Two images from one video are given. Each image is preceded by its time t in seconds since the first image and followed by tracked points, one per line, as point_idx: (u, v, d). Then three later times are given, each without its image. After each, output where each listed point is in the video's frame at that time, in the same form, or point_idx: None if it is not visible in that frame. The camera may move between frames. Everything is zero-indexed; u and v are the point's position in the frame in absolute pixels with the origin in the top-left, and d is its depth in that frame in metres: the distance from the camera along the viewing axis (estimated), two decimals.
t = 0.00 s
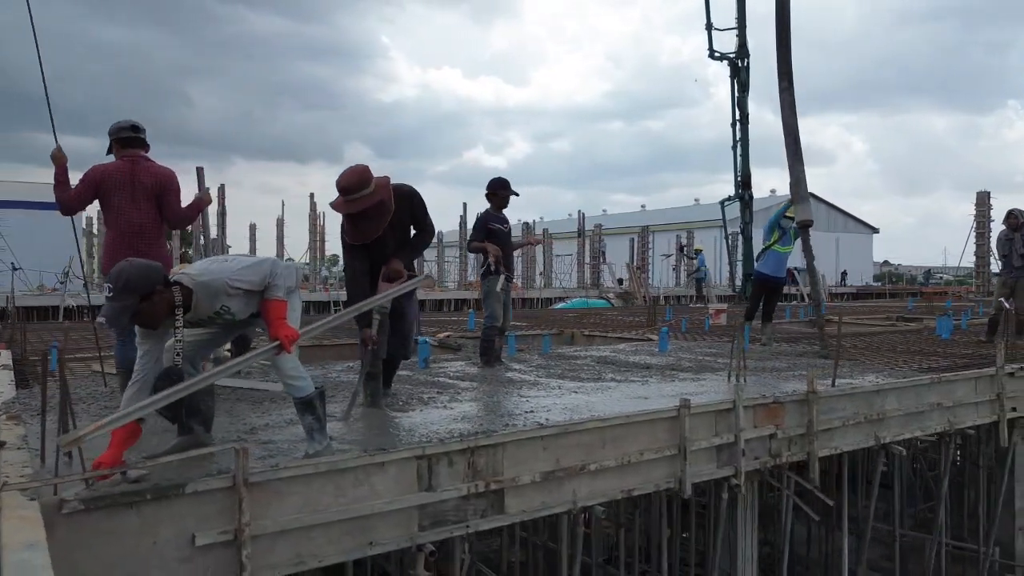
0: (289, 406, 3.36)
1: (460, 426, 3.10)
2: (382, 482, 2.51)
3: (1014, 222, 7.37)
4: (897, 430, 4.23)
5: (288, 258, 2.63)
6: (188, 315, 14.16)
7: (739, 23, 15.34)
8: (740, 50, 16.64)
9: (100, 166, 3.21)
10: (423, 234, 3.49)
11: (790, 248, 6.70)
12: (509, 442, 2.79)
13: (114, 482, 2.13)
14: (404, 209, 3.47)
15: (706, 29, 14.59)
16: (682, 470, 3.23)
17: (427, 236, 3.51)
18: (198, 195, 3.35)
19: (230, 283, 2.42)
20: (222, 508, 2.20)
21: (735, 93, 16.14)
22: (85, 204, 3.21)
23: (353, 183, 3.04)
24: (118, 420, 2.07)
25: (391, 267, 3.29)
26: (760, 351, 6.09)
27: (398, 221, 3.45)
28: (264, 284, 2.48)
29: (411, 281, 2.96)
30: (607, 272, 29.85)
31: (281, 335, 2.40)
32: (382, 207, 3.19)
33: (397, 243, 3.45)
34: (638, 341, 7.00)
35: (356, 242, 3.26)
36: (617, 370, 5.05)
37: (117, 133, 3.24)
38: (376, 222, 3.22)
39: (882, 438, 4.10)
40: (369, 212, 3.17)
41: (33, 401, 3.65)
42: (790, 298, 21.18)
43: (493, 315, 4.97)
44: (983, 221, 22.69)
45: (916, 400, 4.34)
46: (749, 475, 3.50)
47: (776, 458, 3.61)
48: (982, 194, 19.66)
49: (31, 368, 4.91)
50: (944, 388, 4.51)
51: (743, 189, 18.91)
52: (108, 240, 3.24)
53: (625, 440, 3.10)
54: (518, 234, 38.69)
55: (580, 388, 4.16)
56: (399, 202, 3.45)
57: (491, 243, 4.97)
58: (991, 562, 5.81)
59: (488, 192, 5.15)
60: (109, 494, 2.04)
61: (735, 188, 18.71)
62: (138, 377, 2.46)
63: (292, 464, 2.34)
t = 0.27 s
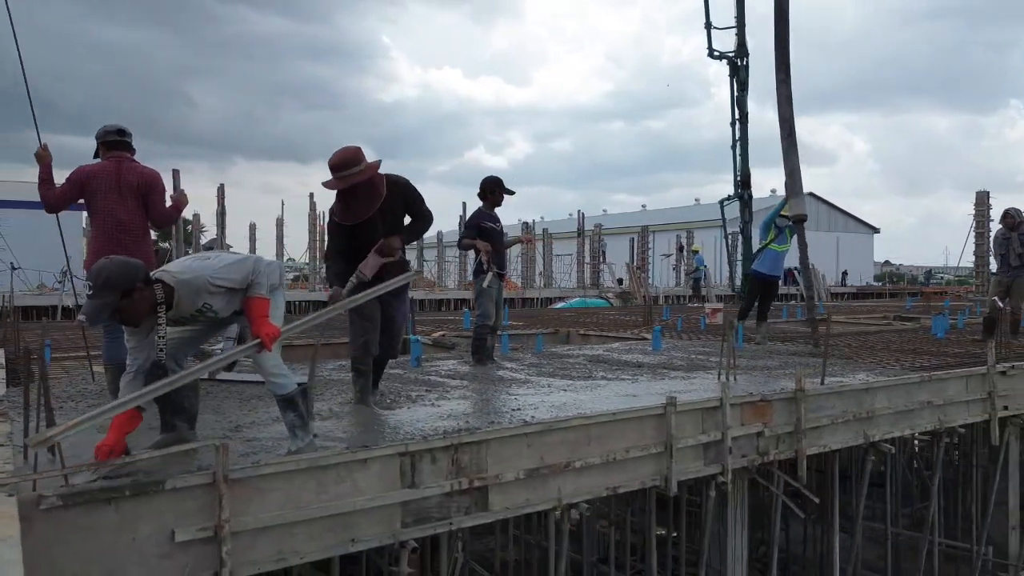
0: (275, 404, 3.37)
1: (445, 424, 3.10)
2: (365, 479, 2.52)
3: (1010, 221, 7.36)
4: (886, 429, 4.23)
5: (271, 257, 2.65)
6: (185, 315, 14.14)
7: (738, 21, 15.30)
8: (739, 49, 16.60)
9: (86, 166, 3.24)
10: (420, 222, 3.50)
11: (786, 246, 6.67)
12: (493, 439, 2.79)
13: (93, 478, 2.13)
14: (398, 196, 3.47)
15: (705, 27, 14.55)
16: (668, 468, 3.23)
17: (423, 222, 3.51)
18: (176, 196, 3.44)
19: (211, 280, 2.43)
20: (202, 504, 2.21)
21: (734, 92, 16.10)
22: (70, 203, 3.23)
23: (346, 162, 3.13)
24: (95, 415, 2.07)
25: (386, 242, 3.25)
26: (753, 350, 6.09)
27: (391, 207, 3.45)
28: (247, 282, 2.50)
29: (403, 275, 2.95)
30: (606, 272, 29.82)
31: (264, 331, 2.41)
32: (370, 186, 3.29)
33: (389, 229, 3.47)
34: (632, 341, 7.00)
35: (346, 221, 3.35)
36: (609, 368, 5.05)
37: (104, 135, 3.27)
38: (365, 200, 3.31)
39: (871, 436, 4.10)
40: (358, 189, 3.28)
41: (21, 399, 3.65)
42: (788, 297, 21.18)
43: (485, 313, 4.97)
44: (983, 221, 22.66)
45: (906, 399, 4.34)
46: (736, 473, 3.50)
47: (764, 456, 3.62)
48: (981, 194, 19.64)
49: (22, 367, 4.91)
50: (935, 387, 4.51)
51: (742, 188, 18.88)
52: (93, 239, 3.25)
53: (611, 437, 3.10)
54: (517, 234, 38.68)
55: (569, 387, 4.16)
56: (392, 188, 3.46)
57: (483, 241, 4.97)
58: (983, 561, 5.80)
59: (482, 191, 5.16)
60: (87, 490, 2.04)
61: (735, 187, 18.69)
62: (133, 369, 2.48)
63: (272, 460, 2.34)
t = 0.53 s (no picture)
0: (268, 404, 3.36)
1: (437, 422, 3.10)
2: (355, 477, 2.51)
3: (1006, 220, 7.35)
4: (880, 428, 4.22)
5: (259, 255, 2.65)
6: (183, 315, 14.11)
7: (738, 21, 15.28)
8: (738, 49, 16.53)
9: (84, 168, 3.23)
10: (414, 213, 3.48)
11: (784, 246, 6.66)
12: (484, 438, 2.78)
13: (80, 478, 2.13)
14: (390, 187, 3.48)
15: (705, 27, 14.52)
16: (661, 467, 3.23)
17: (417, 210, 3.51)
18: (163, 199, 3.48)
19: (197, 281, 2.44)
20: (190, 503, 2.20)
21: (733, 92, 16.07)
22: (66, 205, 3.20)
23: (335, 142, 3.18)
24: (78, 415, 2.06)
25: (380, 219, 3.29)
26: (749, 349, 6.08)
27: (383, 195, 3.46)
28: (235, 281, 2.50)
29: (397, 274, 2.93)
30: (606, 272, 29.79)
31: (252, 330, 2.41)
32: (360, 169, 3.33)
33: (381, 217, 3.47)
34: (628, 341, 6.99)
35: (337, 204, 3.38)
36: (604, 368, 5.04)
37: (99, 139, 3.28)
38: (355, 182, 3.35)
39: (866, 436, 4.10)
40: (348, 171, 3.33)
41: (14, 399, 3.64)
42: (787, 297, 21.17)
43: (481, 313, 4.96)
44: (982, 221, 22.63)
45: (900, 398, 4.34)
46: (730, 472, 3.49)
47: (757, 455, 3.61)
48: (980, 194, 19.63)
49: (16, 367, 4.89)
50: (929, 386, 4.50)
51: (742, 188, 18.86)
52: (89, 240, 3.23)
53: (603, 436, 3.10)
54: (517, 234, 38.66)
55: (563, 386, 4.16)
56: (384, 176, 3.47)
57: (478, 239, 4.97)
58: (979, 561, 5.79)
59: (477, 190, 5.16)
60: (74, 489, 2.03)
61: (734, 187, 18.67)
62: (121, 374, 2.47)
63: (261, 459, 2.34)
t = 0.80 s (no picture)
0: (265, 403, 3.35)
1: (435, 422, 3.09)
2: (353, 477, 2.50)
3: (1006, 220, 7.33)
4: (879, 428, 4.21)
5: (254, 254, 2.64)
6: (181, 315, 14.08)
7: (739, 20, 15.25)
8: (739, 49, 16.52)
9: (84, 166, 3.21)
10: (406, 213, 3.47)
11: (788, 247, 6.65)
12: (482, 438, 2.78)
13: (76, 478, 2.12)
14: (382, 184, 3.46)
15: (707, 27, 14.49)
16: (659, 466, 3.22)
17: (410, 210, 3.49)
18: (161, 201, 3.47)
19: (188, 281, 2.42)
20: (187, 503, 2.20)
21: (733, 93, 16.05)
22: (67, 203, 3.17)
23: (320, 140, 3.18)
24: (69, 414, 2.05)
25: (371, 224, 3.28)
26: (749, 350, 6.08)
27: (373, 193, 3.44)
28: (229, 281, 2.49)
29: (394, 275, 2.92)
30: (606, 272, 29.77)
31: (249, 329, 2.40)
32: (347, 167, 3.33)
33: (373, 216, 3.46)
34: (628, 341, 6.98)
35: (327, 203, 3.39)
36: (602, 368, 5.03)
37: (98, 138, 3.28)
38: (342, 180, 3.35)
39: (864, 435, 4.09)
40: (336, 170, 3.33)
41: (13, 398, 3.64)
42: (787, 297, 21.17)
43: (479, 312, 4.95)
44: (982, 221, 22.63)
45: (900, 397, 4.33)
46: (728, 471, 3.49)
47: (755, 455, 3.60)
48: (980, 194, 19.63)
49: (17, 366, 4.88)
50: (927, 386, 4.50)
51: (742, 187, 18.83)
52: (91, 240, 3.21)
53: (602, 436, 3.09)
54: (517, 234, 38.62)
55: (561, 386, 4.15)
56: (374, 174, 3.45)
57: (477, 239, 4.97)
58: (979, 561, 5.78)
59: (476, 189, 5.15)
60: (69, 488, 2.03)
61: (734, 187, 18.65)
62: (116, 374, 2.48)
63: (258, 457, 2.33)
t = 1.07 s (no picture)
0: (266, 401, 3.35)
1: (436, 420, 3.09)
2: (353, 474, 2.50)
3: (1007, 218, 7.33)
4: (880, 426, 4.21)
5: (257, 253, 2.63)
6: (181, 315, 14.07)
7: (740, 19, 15.24)
8: (739, 49, 16.52)
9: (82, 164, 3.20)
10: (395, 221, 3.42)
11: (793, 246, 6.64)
12: (483, 435, 2.77)
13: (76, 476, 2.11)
14: (370, 183, 3.40)
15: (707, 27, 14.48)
16: (660, 464, 3.22)
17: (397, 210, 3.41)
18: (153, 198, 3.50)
19: (194, 278, 2.40)
20: (187, 500, 2.19)
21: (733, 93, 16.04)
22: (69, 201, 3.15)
23: (312, 141, 3.19)
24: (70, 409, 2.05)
25: (352, 242, 3.20)
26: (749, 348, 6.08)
27: (363, 197, 3.39)
28: (235, 278, 2.47)
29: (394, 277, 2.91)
30: (606, 272, 29.76)
31: (250, 327, 2.39)
32: (339, 169, 3.33)
33: (364, 220, 3.42)
34: (629, 340, 6.97)
35: (318, 206, 3.40)
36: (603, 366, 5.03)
37: (88, 137, 3.27)
38: (334, 181, 3.34)
39: (865, 434, 4.09)
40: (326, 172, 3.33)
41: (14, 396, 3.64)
42: (787, 297, 21.08)
43: (480, 311, 4.95)
44: (982, 221, 22.62)
45: (901, 396, 4.32)
46: (729, 469, 3.49)
47: (756, 453, 3.60)
48: (980, 194, 19.62)
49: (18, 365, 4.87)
50: (928, 384, 4.49)
51: (743, 187, 18.81)
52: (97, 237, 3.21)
53: (603, 434, 3.09)
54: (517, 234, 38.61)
55: (562, 384, 4.15)
56: (365, 177, 3.40)
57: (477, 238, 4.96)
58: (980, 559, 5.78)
59: (477, 188, 5.15)
60: (70, 485, 2.02)
61: (735, 187, 18.64)
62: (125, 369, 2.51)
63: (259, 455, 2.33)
